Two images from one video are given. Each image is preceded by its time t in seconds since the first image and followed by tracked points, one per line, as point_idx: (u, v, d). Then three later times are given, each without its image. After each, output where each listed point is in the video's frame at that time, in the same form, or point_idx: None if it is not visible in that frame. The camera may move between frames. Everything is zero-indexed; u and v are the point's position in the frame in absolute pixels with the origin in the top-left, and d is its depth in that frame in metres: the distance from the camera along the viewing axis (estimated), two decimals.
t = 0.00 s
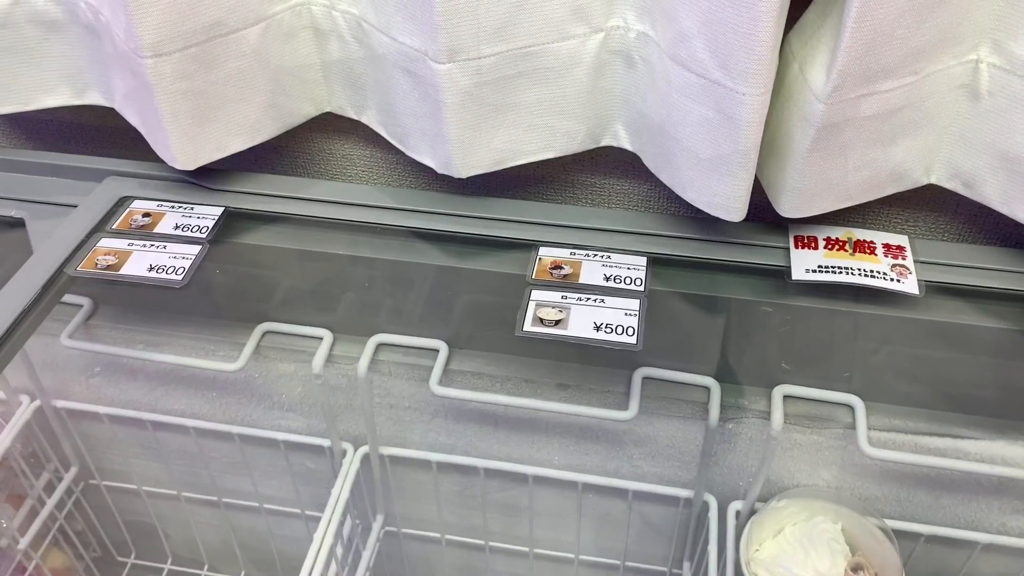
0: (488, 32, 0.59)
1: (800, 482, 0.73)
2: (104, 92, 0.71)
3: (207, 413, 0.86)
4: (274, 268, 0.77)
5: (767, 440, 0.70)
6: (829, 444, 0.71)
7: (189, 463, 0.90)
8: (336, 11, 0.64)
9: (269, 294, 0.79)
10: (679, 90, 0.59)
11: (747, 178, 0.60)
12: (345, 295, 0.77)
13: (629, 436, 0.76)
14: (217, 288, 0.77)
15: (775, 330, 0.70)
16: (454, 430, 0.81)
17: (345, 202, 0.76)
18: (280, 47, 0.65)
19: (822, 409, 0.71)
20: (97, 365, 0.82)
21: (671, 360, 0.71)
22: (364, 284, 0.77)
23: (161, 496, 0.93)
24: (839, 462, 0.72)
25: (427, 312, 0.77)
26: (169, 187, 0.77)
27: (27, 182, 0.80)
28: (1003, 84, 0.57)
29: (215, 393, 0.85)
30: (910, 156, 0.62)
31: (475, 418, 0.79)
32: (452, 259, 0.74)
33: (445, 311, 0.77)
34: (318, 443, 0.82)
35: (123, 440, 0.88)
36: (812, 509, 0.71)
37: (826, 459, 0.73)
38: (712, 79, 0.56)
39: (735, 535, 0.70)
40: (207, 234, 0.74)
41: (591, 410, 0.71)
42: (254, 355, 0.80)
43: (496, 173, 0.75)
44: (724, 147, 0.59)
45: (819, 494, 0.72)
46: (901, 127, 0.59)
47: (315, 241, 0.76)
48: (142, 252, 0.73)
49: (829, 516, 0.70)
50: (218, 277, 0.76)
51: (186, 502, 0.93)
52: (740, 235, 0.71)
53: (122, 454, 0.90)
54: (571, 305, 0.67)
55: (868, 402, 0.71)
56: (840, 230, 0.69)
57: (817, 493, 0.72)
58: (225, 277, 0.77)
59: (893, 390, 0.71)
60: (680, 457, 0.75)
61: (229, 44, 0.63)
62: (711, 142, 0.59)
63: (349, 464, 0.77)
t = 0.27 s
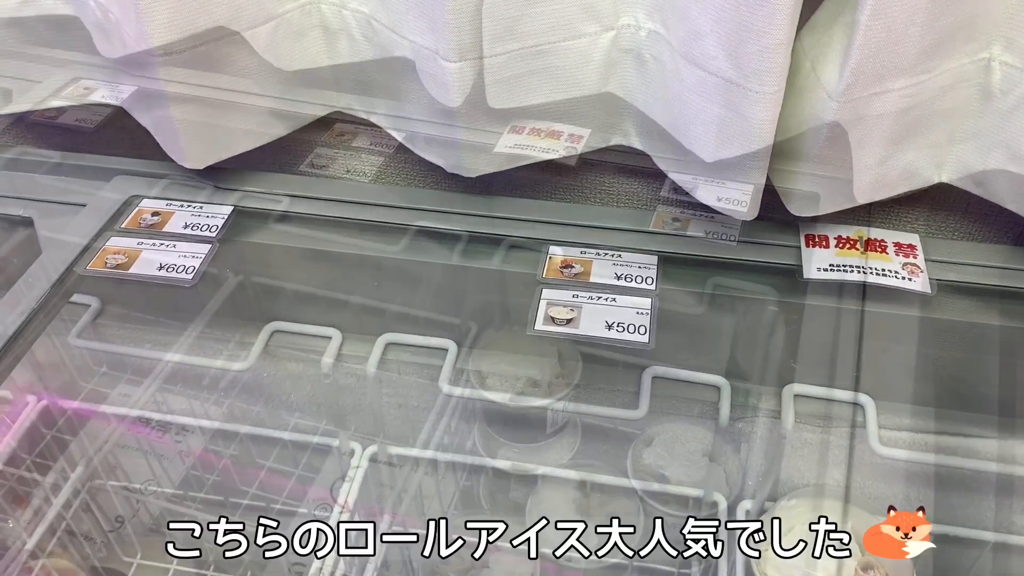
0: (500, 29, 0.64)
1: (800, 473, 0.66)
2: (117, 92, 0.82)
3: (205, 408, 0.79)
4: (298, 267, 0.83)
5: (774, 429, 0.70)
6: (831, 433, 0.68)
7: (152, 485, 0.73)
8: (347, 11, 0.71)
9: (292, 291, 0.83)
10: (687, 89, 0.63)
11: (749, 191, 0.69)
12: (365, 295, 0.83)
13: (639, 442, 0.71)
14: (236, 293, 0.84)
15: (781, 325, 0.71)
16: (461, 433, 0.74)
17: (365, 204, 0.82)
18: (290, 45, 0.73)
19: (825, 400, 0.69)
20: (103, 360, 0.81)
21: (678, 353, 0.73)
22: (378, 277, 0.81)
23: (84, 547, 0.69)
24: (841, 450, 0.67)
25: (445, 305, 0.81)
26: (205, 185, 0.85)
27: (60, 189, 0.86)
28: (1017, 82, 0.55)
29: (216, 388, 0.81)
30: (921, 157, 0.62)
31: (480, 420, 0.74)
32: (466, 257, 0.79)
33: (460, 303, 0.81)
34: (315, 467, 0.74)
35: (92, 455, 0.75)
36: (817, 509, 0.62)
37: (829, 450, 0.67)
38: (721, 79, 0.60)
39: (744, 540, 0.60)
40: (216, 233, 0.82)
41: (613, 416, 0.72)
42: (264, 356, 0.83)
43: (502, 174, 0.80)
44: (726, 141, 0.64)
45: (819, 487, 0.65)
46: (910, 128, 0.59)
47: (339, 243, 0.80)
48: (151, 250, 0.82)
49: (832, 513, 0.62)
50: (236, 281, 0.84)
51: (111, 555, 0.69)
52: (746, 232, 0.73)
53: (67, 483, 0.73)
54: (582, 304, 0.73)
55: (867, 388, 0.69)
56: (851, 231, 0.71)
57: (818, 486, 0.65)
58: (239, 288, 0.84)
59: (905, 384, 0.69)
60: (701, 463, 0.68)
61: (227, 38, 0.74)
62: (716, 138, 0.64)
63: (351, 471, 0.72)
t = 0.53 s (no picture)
0: (506, 36, 0.66)
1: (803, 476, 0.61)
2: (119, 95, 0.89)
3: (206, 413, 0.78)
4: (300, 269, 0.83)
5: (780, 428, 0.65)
6: (836, 431, 0.62)
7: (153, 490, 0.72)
8: (352, 12, 0.72)
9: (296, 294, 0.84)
10: (689, 89, 0.63)
11: (751, 194, 0.73)
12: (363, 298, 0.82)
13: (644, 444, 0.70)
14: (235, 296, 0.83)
15: (785, 327, 0.69)
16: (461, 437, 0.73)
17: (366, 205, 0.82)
18: (295, 47, 0.74)
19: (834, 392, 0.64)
20: (103, 361, 0.81)
21: (682, 354, 0.72)
22: (378, 280, 0.81)
23: (85, 550, 0.68)
24: (846, 448, 0.61)
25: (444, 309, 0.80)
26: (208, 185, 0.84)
27: (59, 195, 0.85)
28: None
29: (219, 389, 0.80)
30: (926, 155, 0.60)
31: (478, 421, 0.72)
32: (468, 260, 0.78)
33: (460, 304, 0.79)
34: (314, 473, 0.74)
35: (97, 459, 0.73)
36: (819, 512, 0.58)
37: (837, 450, 0.61)
38: (725, 78, 0.60)
39: (743, 540, 0.58)
40: (222, 235, 0.82)
41: (620, 430, 0.70)
42: (267, 358, 0.81)
43: (505, 178, 0.80)
44: (726, 141, 0.64)
45: (825, 490, 0.59)
46: (919, 130, 0.58)
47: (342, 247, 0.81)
48: (157, 252, 0.79)
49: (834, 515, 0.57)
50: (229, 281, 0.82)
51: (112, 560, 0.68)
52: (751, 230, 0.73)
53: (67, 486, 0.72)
54: (587, 304, 0.72)
55: (877, 383, 0.63)
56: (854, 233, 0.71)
57: (824, 488, 0.59)
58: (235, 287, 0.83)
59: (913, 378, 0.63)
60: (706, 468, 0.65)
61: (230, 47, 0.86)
62: (716, 139, 0.64)
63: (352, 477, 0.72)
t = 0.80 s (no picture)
0: (506, 34, 0.66)
1: (804, 491, 0.52)
2: (114, 94, 0.84)
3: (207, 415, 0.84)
4: (306, 272, 0.83)
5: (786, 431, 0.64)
6: (841, 423, 0.54)
7: (150, 491, 0.78)
8: (351, 12, 0.71)
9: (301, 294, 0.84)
10: (689, 89, 0.63)
11: (754, 192, 0.70)
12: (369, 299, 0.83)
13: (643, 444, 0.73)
14: (237, 301, 0.87)
15: (787, 327, 0.65)
16: (461, 437, 0.77)
17: (347, 207, 0.77)
18: (293, 48, 0.73)
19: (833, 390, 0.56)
20: (99, 363, 0.94)
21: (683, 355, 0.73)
22: (380, 281, 0.80)
23: (84, 553, 0.71)
24: (850, 445, 0.52)
25: (447, 309, 0.81)
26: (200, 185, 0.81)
27: (55, 197, 0.82)
28: None
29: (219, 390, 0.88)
30: (930, 159, 0.60)
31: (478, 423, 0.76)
32: (466, 262, 0.75)
33: (461, 305, 0.80)
34: (311, 474, 0.83)
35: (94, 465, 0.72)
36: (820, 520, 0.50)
37: (840, 449, 0.52)
38: (724, 78, 0.59)
39: (744, 541, 0.56)
40: (225, 237, 0.79)
41: (621, 431, 0.76)
42: (265, 358, 0.91)
43: (505, 179, 0.75)
44: (727, 141, 0.64)
45: (828, 507, 0.50)
46: (921, 128, 0.57)
47: (341, 248, 0.78)
48: (160, 254, 0.77)
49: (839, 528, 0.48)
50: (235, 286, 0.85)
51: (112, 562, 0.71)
52: (752, 233, 0.69)
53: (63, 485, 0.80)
54: (589, 306, 0.72)
55: (877, 382, 0.55)
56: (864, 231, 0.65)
57: (826, 504, 0.50)
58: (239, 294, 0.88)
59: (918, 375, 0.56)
60: (705, 468, 0.67)
61: (224, 47, 0.84)
62: (717, 139, 0.63)
63: (351, 478, 0.79)
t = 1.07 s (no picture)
0: (505, 28, 0.65)
1: (806, 493, 0.51)
2: (111, 91, 0.82)
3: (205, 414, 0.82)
4: (304, 268, 0.82)
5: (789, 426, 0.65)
6: (841, 420, 0.53)
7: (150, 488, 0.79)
8: (351, 8, 0.71)
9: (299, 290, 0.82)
10: (690, 85, 0.62)
11: (755, 189, 0.68)
12: (368, 296, 0.82)
13: (644, 441, 0.76)
14: (234, 298, 0.85)
15: (787, 322, 0.64)
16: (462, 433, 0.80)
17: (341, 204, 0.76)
18: (291, 43, 0.73)
19: (831, 391, 0.56)
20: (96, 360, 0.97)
21: (683, 352, 0.75)
22: (379, 278, 0.79)
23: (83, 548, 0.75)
24: (852, 445, 0.51)
25: (446, 307, 0.80)
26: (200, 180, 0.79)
27: (52, 195, 0.82)
28: None
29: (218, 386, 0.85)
30: (933, 154, 0.60)
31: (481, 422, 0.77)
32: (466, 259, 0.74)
33: (460, 302, 0.79)
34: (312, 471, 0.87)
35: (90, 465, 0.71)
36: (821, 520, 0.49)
37: (841, 446, 0.51)
38: (725, 74, 0.59)
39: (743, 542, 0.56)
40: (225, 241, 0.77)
41: (621, 428, 0.82)
42: (264, 356, 0.90)
43: (505, 176, 0.73)
44: (728, 138, 0.63)
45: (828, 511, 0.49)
46: (924, 123, 0.57)
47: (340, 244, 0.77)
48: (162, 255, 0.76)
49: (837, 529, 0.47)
50: (234, 283, 0.82)
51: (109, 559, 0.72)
52: (753, 227, 0.67)
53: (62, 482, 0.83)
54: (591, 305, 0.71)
55: (878, 379, 0.54)
56: (865, 227, 0.64)
57: (827, 507, 0.49)
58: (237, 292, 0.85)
59: (922, 370, 0.54)
60: (705, 466, 0.71)
61: (221, 42, 0.84)
62: (718, 135, 0.63)
63: (350, 474, 0.85)
